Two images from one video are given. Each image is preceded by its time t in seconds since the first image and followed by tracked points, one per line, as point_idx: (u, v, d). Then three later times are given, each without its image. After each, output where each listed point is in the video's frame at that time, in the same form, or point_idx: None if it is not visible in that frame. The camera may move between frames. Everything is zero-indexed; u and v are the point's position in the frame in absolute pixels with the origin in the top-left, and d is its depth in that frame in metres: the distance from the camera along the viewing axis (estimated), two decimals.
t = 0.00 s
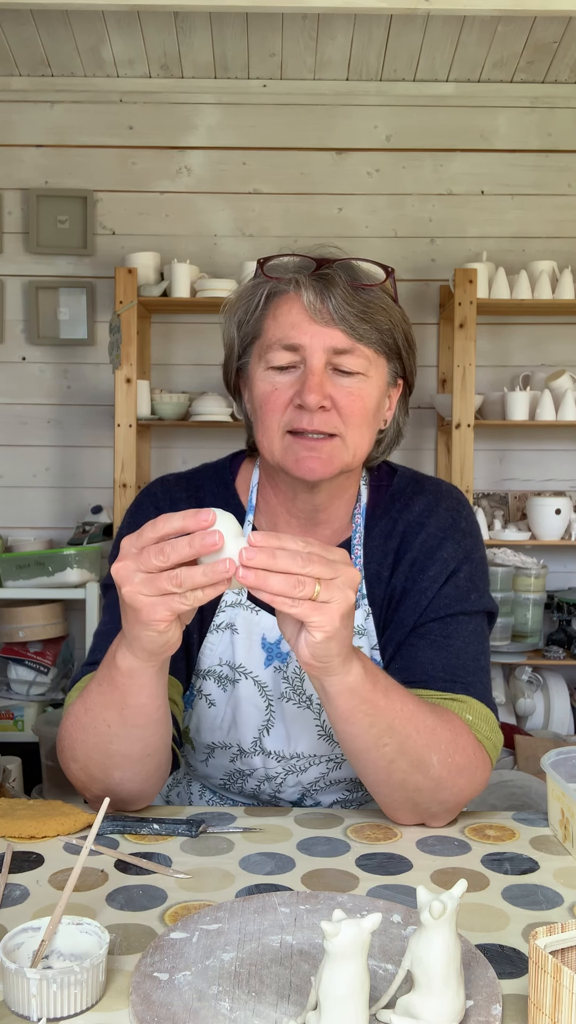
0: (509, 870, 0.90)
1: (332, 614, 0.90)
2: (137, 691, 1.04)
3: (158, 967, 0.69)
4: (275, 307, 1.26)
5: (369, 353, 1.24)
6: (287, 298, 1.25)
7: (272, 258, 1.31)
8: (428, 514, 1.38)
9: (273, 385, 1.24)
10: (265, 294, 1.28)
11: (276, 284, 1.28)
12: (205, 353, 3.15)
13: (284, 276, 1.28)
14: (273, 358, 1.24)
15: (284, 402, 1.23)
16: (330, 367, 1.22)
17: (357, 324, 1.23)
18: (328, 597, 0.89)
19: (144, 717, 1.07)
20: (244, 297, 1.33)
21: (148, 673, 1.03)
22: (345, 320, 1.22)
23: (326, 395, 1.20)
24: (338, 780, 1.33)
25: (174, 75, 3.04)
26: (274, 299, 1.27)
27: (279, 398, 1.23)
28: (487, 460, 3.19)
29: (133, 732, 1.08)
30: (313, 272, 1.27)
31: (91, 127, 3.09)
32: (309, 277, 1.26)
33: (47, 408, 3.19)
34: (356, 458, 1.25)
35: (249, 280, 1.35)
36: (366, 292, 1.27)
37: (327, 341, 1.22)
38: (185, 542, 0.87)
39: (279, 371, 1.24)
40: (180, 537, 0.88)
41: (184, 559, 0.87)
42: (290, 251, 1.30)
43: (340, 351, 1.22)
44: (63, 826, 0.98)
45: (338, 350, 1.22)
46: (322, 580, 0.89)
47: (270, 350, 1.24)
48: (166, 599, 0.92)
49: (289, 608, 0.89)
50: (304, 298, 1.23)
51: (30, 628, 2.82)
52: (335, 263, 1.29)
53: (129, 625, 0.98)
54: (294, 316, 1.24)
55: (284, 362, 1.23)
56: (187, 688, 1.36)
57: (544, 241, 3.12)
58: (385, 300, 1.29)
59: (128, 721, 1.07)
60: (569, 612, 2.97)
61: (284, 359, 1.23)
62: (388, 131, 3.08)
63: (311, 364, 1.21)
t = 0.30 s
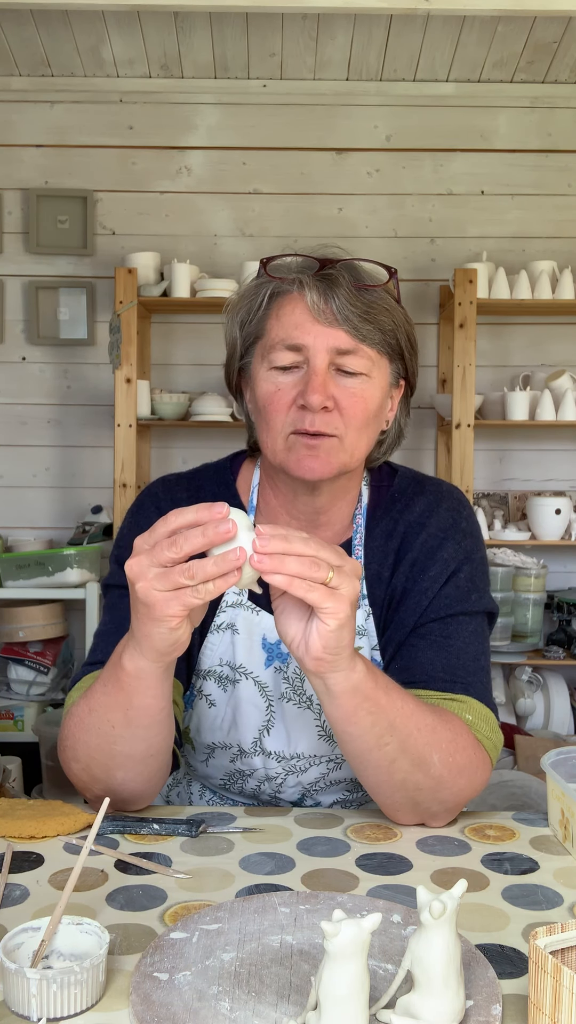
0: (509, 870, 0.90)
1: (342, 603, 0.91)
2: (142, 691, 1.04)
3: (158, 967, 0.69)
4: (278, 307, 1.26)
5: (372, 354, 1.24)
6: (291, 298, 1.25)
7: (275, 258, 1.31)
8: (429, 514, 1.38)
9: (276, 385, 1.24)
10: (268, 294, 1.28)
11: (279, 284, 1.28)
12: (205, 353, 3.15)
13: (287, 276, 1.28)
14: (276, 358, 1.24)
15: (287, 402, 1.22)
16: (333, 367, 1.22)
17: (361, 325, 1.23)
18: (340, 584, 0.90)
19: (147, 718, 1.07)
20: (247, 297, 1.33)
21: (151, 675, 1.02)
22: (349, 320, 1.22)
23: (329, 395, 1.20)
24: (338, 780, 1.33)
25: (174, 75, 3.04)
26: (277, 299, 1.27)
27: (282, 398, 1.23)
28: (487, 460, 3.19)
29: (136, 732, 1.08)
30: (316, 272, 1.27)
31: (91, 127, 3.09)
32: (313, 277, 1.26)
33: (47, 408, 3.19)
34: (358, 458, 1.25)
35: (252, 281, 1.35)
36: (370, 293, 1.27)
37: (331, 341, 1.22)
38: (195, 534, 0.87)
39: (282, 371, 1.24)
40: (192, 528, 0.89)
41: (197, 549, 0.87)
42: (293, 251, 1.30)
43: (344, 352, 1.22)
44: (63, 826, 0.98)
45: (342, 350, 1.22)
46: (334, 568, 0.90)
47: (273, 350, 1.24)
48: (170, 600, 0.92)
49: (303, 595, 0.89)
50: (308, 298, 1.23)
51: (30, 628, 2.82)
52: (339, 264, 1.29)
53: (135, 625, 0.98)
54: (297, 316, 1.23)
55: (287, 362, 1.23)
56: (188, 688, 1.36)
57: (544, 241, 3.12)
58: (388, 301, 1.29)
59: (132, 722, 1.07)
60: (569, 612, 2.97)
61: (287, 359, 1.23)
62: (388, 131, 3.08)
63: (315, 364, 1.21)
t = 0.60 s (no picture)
0: (509, 870, 0.90)
1: (344, 602, 0.91)
2: (144, 691, 1.04)
3: (158, 966, 0.69)
4: (280, 307, 1.26)
5: (374, 354, 1.24)
6: (293, 298, 1.25)
7: (277, 258, 1.31)
8: (430, 515, 1.37)
9: (278, 385, 1.24)
10: (270, 294, 1.28)
11: (281, 284, 1.28)
12: (205, 353, 3.15)
13: (290, 276, 1.28)
14: (278, 358, 1.24)
15: (289, 402, 1.22)
16: (334, 367, 1.22)
17: (363, 325, 1.23)
18: (344, 579, 0.90)
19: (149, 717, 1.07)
20: (249, 297, 1.33)
21: (151, 675, 1.02)
22: (351, 321, 1.22)
23: (331, 396, 1.20)
24: (338, 780, 1.33)
25: (174, 75, 3.04)
26: (278, 299, 1.27)
27: (284, 399, 1.23)
28: (487, 460, 3.19)
29: (138, 733, 1.08)
30: (318, 273, 1.27)
31: (91, 127, 3.09)
32: (315, 277, 1.26)
33: (47, 408, 3.19)
34: (359, 458, 1.25)
35: (254, 281, 1.35)
36: (371, 293, 1.27)
37: (333, 341, 1.21)
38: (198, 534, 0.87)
39: (284, 371, 1.24)
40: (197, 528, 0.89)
41: (202, 547, 0.87)
42: (295, 251, 1.30)
43: (346, 352, 1.21)
44: (64, 826, 0.98)
45: (344, 350, 1.22)
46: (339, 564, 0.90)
47: (275, 351, 1.24)
48: (171, 601, 0.92)
49: (309, 590, 0.89)
50: (310, 298, 1.23)
51: (30, 628, 2.82)
52: (340, 265, 1.29)
53: (138, 625, 0.98)
54: (299, 316, 1.23)
55: (288, 363, 1.23)
56: (188, 688, 1.36)
57: (544, 241, 3.12)
58: (390, 301, 1.29)
59: (134, 721, 1.07)
60: (569, 612, 2.97)
61: (289, 359, 1.23)
62: (388, 131, 3.08)
63: (316, 365, 1.21)
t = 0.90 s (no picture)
0: (509, 870, 0.90)
1: (343, 601, 0.91)
2: (143, 691, 1.04)
3: (158, 967, 0.69)
4: (281, 307, 1.26)
5: (375, 355, 1.24)
6: (294, 298, 1.25)
7: (278, 259, 1.31)
8: (430, 515, 1.37)
9: (278, 386, 1.24)
10: (270, 294, 1.28)
11: (282, 284, 1.28)
12: (205, 353, 3.15)
13: (290, 277, 1.28)
14: (278, 358, 1.24)
15: (289, 402, 1.23)
16: (335, 368, 1.22)
17: (364, 325, 1.23)
18: (341, 584, 0.90)
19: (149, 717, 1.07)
20: (249, 297, 1.33)
21: (150, 674, 1.02)
22: (352, 322, 1.22)
23: (332, 397, 1.20)
24: (338, 780, 1.33)
25: (174, 75, 3.04)
26: (279, 299, 1.27)
27: (284, 399, 1.23)
28: (487, 460, 3.19)
29: (137, 733, 1.08)
30: (319, 273, 1.27)
31: (91, 127, 3.09)
32: (315, 277, 1.26)
33: (47, 408, 3.19)
34: (360, 458, 1.26)
35: (254, 281, 1.35)
36: (372, 294, 1.27)
37: (334, 342, 1.21)
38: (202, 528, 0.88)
39: (285, 371, 1.24)
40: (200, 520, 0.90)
41: (205, 537, 0.89)
42: (296, 251, 1.30)
43: (346, 353, 1.21)
44: (64, 826, 0.98)
45: (344, 351, 1.21)
46: (337, 569, 0.89)
47: (276, 351, 1.24)
48: (169, 599, 0.92)
49: (301, 593, 0.89)
50: (311, 299, 1.23)
51: (30, 628, 2.82)
52: (341, 265, 1.29)
53: (138, 624, 0.98)
54: (300, 316, 1.23)
55: (289, 363, 1.23)
56: (188, 688, 1.37)
57: (544, 241, 3.12)
58: (391, 301, 1.29)
59: (133, 721, 1.07)
60: (569, 612, 2.97)
61: (290, 360, 1.23)
62: (388, 131, 3.08)
63: (317, 365, 1.21)
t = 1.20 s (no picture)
0: (509, 870, 0.90)
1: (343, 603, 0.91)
2: (141, 691, 1.04)
3: (158, 967, 0.69)
4: (282, 308, 1.26)
5: (376, 356, 1.24)
6: (295, 299, 1.25)
7: (279, 259, 1.31)
8: (430, 515, 1.37)
9: (280, 386, 1.24)
10: (272, 294, 1.28)
11: (283, 285, 1.28)
12: (205, 353, 3.15)
13: (291, 277, 1.28)
14: (280, 359, 1.24)
15: (291, 403, 1.23)
16: (336, 368, 1.22)
17: (365, 326, 1.23)
18: (342, 585, 0.89)
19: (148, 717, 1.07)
20: (250, 298, 1.33)
21: (148, 674, 1.02)
22: (353, 322, 1.22)
23: (333, 397, 1.20)
24: (339, 781, 1.33)
25: (174, 75, 3.04)
26: (280, 299, 1.27)
27: (285, 400, 1.23)
28: (487, 460, 3.19)
29: (135, 732, 1.08)
30: (320, 273, 1.27)
31: (91, 127, 3.09)
32: (317, 278, 1.26)
33: (47, 408, 3.19)
34: (361, 459, 1.26)
35: (255, 281, 1.35)
36: (374, 294, 1.27)
37: (335, 342, 1.21)
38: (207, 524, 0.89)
39: (286, 371, 1.24)
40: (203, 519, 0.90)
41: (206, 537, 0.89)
42: (297, 251, 1.30)
43: (348, 353, 1.21)
44: (64, 826, 0.98)
45: (346, 351, 1.21)
46: (338, 570, 0.89)
47: (277, 351, 1.24)
48: (167, 599, 0.92)
49: (302, 593, 0.89)
50: (312, 299, 1.23)
51: (30, 628, 2.82)
52: (342, 265, 1.29)
53: (137, 624, 0.98)
54: (302, 316, 1.23)
55: (290, 363, 1.23)
56: (188, 688, 1.37)
57: (544, 241, 3.12)
58: (392, 301, 1.29)
59: (131, 720, 1.07)
60: (569, 612, 2.97)
61: (291, 360, 1.23)
62: (388, 131, 3.08)
63: (318, 366, 1.21)
